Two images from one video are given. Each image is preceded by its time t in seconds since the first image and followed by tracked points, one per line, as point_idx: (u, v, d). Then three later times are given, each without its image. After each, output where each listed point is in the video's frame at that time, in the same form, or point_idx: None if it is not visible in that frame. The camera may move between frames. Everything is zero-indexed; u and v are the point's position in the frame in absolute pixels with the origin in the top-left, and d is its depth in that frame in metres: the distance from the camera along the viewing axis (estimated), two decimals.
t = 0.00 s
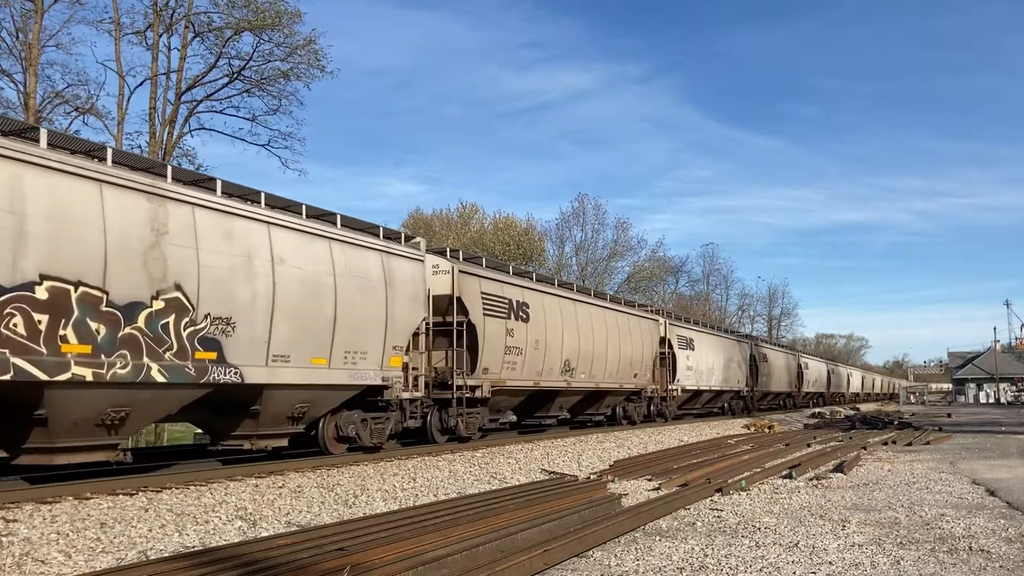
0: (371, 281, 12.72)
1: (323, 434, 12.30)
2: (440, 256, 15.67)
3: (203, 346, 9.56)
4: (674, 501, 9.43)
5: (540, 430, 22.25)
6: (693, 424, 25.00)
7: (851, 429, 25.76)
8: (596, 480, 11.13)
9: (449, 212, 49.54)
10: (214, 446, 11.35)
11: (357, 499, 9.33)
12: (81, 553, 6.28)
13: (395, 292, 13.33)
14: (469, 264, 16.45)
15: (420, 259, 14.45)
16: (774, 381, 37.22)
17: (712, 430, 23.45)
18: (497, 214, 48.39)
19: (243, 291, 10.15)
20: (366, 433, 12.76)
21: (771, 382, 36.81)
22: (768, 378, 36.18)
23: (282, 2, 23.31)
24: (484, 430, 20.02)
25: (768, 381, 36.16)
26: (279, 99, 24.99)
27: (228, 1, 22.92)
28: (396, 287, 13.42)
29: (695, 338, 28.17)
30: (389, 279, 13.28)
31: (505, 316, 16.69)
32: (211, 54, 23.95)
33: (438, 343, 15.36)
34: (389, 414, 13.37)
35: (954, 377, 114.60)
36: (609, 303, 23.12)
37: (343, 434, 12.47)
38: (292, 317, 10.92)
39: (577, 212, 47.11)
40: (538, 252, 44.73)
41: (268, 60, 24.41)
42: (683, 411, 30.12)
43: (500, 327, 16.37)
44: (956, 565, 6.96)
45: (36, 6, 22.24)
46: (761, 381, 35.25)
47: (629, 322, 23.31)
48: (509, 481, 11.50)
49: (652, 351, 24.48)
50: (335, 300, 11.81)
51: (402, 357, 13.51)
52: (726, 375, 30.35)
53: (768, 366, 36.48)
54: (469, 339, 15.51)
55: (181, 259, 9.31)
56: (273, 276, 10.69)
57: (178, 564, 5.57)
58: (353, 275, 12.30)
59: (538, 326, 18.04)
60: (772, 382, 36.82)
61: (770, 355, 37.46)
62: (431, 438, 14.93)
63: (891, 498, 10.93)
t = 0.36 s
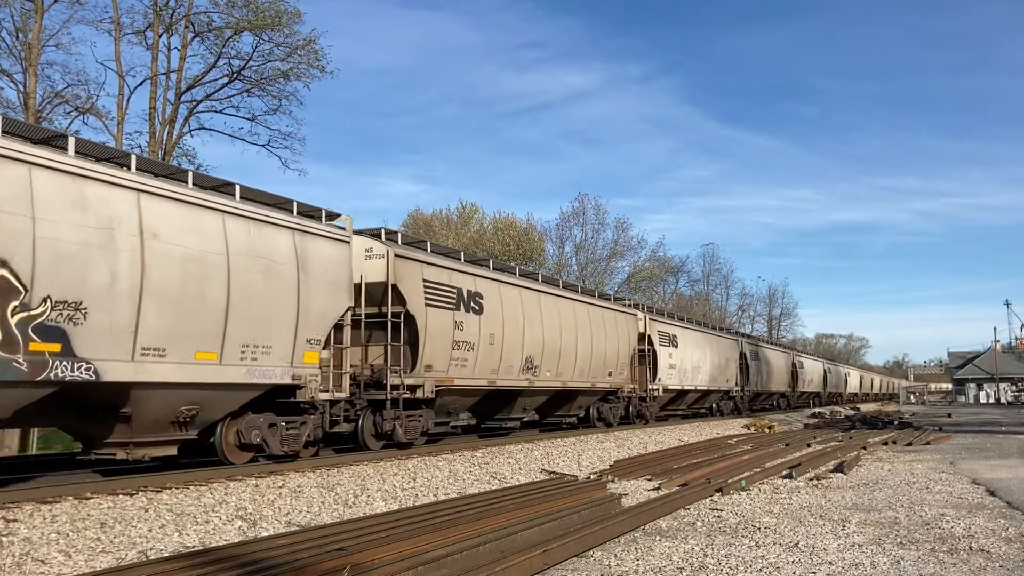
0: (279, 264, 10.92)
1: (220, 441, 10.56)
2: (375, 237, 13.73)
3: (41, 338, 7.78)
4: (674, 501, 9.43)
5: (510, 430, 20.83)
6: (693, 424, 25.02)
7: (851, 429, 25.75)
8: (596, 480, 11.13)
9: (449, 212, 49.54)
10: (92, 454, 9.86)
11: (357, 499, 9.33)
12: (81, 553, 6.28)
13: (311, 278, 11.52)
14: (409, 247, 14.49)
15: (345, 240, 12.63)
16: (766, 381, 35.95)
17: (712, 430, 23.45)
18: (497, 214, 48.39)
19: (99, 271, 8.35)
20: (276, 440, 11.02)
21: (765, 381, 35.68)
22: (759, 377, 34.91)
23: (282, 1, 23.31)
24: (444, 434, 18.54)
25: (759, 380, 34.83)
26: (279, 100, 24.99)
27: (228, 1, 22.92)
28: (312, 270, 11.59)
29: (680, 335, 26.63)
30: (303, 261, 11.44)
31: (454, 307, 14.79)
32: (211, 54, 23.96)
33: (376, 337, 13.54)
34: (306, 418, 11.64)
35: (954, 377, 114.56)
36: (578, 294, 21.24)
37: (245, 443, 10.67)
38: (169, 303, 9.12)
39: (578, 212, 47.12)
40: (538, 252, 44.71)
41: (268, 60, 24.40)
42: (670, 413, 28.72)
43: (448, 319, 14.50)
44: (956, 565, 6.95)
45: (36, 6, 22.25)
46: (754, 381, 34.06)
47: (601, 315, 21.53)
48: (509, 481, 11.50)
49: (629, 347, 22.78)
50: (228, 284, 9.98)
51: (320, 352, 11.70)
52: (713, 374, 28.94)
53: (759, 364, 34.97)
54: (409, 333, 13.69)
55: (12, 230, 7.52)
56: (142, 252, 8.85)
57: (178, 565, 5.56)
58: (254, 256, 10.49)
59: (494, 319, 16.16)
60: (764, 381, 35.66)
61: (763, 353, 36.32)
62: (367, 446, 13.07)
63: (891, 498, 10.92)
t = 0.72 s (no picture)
0: (156, 241, 9.26)
1: (86, 452, 8.98)
2: (294, 216, 11.87)
3: None
4: (674, 500, 9.43)
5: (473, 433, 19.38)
6: (693, 424, 25.00)
7: (851, 429, 25.72)
8: (596, 480, 11.11)
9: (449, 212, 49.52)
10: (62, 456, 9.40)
11: (357, 499, 9.32)
12: (81, 553, 6.28)
13: (200, 257, 9.89)
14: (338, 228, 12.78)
15: (248, 215, 11.01)
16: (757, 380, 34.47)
17: (712, 430, 23.44)
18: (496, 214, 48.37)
19: None
20: (158, 448, 9.47)
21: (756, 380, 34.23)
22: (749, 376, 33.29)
23: (282, 2, 23.30)
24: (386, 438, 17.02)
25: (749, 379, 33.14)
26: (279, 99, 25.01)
27: (228, 1, 22.92)
28: (201, 249, 9.94)
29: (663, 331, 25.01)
30: (189, 238, 9.78)
31: (391, 296, 13.12)
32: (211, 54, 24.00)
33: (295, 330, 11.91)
34: (198, 422, 10.06)
35: (954, 377, 114.43)
36: (544, 285, 19.48)
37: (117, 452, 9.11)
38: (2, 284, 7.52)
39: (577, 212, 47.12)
40: (538, 251, 44.70)
41: (268, 60, 24.44)
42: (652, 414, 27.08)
43: (384, 311, 12.87)
44: (956, 565, 6.95)
45: (36, 6, 22.26)
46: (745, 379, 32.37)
47: (570, 308, 19.87)
48: (509, 481, 11.49)
49: (602, 343, 21.13)
50: (85, 263, 8.34)
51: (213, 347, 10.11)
52: (699, 373, 27.22)
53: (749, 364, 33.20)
54: (337, 326, 12.12)
55: None
56: None
57: (178, 565, 5.56)
58: (122, 231, 8.83)
59: (442, 311, 14.49)
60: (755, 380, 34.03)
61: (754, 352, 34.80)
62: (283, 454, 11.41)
63: (891, 499, 10.91)
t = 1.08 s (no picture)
0: None
1: None
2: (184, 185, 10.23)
3: None
4: (674, 500, 9.43)
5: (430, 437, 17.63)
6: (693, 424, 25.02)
7: (851, 429, 25.74)
8: (596, 480, 11.12)
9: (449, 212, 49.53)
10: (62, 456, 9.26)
11: (357, 499, 9.33)
12: (81, 553, 6.28)
13: (37, 227, 8.15)
14: (239, 201, 10.89)
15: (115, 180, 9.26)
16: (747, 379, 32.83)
17: (712, 430, 23.44)
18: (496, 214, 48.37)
19: None
20: None
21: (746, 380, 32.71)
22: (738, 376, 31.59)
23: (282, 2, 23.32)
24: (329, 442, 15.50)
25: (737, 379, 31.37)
26: (279, 99, 25.02)
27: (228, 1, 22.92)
28: (38, 215, 8.19)
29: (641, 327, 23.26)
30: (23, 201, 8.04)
31: (302, 281, 11.24)
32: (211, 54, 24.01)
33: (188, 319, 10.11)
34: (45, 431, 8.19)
35: (954, 377, 114.45)
36: (503, 274, 17.46)
37: None
38: None
39: (578, 212, 47.14)
40: (538, 251, 44.72)
41: (268, 60, 24.45)
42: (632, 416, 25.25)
43: (293, 298, 11.05)
44: (956, 565, 6.95)
45: (36, 6, 22.27)
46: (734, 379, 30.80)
47: (534, 299, 17.89)
48: (509, 481, 11.50)
49: (569, 339, 19.19)
50: None
51: (57, 337, 8.31)
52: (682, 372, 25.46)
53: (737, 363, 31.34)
54: (235, 314, 10.37)
55: None
56: None
57: (178, 565, 5.56)
58: None
59: (373, 300, 12.57)
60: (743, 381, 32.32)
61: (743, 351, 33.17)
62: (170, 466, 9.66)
63: (891, 498, 10.92)
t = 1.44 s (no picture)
0: None
1: None
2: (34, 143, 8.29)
3: None
4: (674, 501, 9.43)
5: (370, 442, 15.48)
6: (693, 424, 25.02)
7: (851, 429, 25.71)
8: (595, 480, 11.11)
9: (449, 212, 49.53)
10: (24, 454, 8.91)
11: (357, 499, 9.33)
12: (81, 553, 6.28)
13: None
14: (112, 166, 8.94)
15: None
16: (734, 379, 31.24)
17: (712, 430, 23.43)
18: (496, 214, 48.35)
19: None
20: None
21: (734, 379, 31.20)
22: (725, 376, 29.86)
23: (282, 2, 23.32)
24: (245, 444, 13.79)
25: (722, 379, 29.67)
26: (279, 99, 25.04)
27: (228, 1, 22.93)
28: None
29: (618, 321, 21.47)
30: None
31: (183, 261, 9.25)
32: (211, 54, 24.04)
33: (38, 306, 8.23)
34: None
35: (954, 377, 114.37)
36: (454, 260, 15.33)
37: None
38: None
39: (577, 212, 47.13)
40: (538, 251, 44.71)
41: (268, 60, 24.45)
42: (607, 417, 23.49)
43: (172, 281, 9.09)
44: (956, 565, 6.95)
45: (36, 6, 22.27)
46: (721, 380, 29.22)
47: (490, 289, 15.80)
48: (509, 481, 11.50)
49: (532, 333, 17.19)
50: None
51: None
52: (661, 372, 23.74)
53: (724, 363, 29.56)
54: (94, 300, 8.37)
55: None
56: None
57: (178, 565, 5.56)
58: None
59: (279, 285, 10.52)
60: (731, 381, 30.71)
61: (732, 349, 31.53)
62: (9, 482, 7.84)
63: (891, 498, 10.91)
